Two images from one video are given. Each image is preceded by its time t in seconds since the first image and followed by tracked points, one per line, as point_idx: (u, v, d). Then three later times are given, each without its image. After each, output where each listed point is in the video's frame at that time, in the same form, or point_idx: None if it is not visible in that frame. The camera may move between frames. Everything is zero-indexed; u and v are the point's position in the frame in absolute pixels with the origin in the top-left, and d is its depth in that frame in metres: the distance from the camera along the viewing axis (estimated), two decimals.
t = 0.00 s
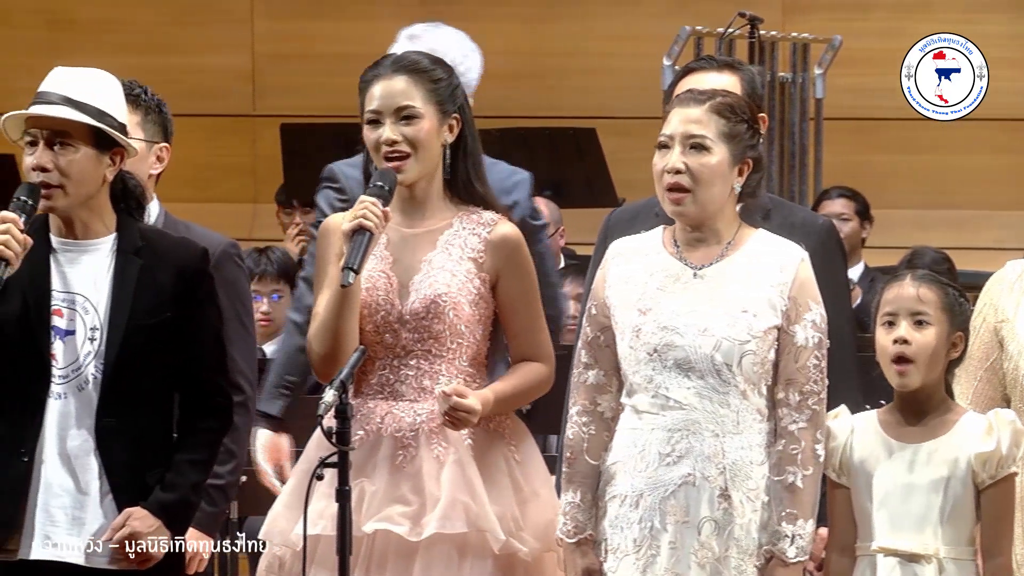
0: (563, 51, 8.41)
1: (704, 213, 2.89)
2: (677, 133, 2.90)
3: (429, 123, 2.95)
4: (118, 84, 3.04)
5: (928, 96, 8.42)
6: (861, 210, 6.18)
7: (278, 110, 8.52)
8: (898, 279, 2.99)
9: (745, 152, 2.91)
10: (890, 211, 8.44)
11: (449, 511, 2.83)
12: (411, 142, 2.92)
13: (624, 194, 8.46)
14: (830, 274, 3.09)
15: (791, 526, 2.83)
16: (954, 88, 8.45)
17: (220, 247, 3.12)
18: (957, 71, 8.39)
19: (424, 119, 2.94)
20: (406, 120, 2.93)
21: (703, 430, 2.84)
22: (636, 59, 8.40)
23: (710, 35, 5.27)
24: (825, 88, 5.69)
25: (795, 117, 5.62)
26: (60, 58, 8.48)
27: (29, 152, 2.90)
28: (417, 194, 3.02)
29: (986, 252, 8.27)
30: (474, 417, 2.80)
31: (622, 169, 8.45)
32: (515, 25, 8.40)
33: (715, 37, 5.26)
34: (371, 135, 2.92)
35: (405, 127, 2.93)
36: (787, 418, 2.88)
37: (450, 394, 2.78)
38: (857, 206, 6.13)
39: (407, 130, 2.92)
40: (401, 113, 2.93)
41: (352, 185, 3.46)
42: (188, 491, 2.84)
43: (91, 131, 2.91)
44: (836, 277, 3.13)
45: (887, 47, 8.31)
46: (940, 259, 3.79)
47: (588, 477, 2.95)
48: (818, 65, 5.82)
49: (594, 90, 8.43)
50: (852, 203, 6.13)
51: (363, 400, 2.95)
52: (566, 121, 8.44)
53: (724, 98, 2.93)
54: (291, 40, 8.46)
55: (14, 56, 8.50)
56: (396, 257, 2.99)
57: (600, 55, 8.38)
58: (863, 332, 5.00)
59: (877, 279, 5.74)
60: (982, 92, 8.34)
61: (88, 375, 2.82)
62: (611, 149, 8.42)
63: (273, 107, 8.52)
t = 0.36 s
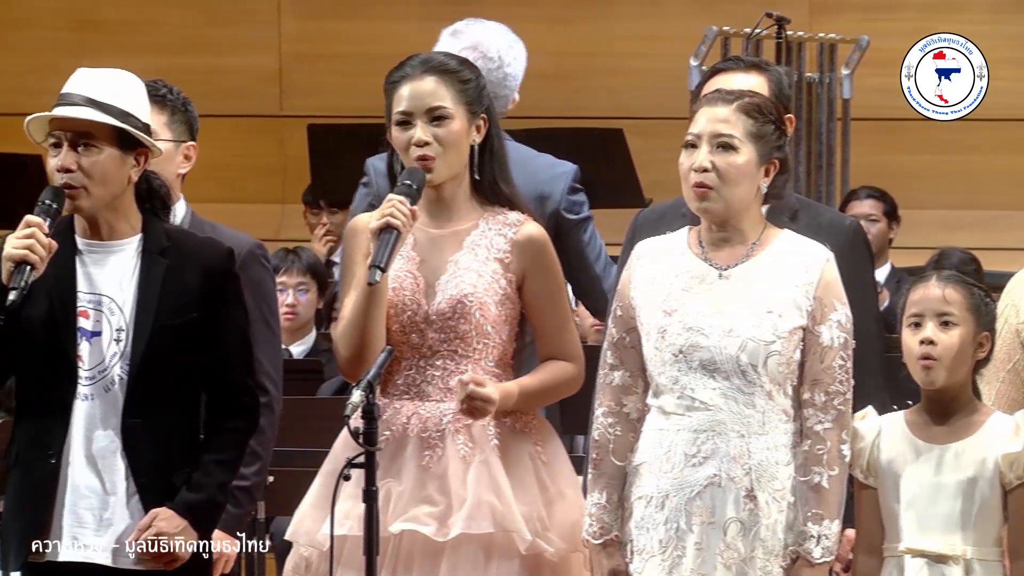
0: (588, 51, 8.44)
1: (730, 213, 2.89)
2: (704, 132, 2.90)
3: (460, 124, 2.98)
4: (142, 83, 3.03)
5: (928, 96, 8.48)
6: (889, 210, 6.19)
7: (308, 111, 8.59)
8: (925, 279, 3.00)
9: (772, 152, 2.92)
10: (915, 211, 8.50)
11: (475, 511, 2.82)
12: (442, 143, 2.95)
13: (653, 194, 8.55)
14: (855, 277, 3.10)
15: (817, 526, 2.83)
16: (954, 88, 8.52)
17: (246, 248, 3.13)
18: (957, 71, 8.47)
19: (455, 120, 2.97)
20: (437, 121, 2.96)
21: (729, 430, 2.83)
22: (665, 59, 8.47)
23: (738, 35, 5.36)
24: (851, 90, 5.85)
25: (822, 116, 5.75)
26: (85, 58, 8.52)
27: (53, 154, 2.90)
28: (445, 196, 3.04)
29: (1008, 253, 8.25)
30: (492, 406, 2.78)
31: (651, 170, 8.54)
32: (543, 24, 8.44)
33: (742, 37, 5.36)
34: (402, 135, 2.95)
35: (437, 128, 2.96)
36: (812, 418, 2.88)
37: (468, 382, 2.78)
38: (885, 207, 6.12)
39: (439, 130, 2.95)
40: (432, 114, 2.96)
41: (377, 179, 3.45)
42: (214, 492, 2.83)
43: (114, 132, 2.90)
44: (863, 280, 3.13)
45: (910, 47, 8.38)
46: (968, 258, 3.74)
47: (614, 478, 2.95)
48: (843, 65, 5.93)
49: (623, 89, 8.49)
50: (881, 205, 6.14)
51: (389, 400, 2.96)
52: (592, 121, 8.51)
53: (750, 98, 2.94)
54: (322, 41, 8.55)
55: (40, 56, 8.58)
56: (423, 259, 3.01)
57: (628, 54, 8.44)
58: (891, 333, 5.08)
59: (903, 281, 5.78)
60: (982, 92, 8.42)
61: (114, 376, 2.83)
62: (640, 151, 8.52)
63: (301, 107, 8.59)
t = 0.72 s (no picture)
0: (618, 51, 8.51)
1: (755, 214, 2.89)
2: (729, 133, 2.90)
3: (484, 124, 2.98)
4: (165, 84, 3.02)
5: (928, 96, 8.47)
6: (915, 210, 6.17)
7: (333, 112, 8.64)
8: (952, 279, 3.01)
9: (797, 153, 2.91)
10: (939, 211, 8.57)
11: (503, 511, 2.85)
12: (466, 143, 2.95)
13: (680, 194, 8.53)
14: (881, 276, 3.11)
15: (844, 527, 2.82)
16: (953, 89, 8.56)
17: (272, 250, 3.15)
18: (956, 71, 8.49)
19: (479, 120, 2.97)
20: (461, 120, 2.97)
21: (755, 431, 2.82)
22: (691, 59, 8.52)
23: (766, 35, 5.37)
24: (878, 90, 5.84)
25: (849, 117, 5.73)
26: (112, 58, 8.56)
27: (77, 156, 2.88)
28: (471, 196, 3.07)
29: None
30: (509, 402, 2.80)
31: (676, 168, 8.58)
32: (570, 24, 8.49)
33: (770, 37, 5.36)
34: (426, 134, 2.95)
35: (460, 127, 2.96)
36: (839, 419, 2.87)
37: (486, 378, 2.80)
38: (912, 207, 6.12)
39: (462, 130, 2.96)
40: (456, 113, 2.96)
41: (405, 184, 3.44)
42: (241, 492, 2.83)
43: (139, 135, 2.89)
44: (889, 282, 3.14)
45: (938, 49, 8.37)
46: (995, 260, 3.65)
47: (640, 479, 2.95)
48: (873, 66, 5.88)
49: (648, 88, 8.54)
50: (907, 205, 6.11)
51: (416, 400, 3.00)
52: (617, 121, 8.53)
53: (775, 99, 2.93)
54: (351, 43, 8.60)
55: (68, 56, 8.64)
56: (450, 259, 3.03)
57: (654, 54, 8.50)
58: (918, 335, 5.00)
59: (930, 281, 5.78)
60: (983, 91, 8.50)
61: (140, 377, 2.82)
62: (667, 150, 8.56)
63: (330, 107, 8.65)
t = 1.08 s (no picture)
0: (649, 50, 8.39)
1: (785, 211, 2.88)
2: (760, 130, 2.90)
3: (513, 119, 3.01)
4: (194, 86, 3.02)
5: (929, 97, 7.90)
6: (943, 209, 6.23)
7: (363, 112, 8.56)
8: (982, 280, 3.02)
9: (827, 152, 2.91)
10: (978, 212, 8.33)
11: (532, 511, 2.84)
12: (496, 137, 2.98)
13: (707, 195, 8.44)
14: (909, 276, 3.13)
15: (873, 527, 2.78)
16: (952, 89, 8.08)
17: (301, 249, 3.19)
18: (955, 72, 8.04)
19: (509, 115, 3.00)
20: (491, 114, 3.00)
21: (784, 432, 2.81)
22: (724, 59, 8.34)
23: (794, 35, 5.43)
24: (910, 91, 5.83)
25: (879, 117, 5.68)
26: (140, 59, 8.46)
27: (105, 156, 2.89)
28: (499, 194, 3.09)
29: None
30: (519, 399, 2.85)
31: (706, 170, 8.43)
32: (603, 26, 8.37)
33: (800, 37, 5.39)
34: (455, 127, 2.99)
35: (490, 121, 2.99)
36: (868, 419, 2.84)
37: (496, 375, 2.86)
38: (939, 207, 6.19)
39: (492, 123, 2.99)
40: (486, 107, 2.99)
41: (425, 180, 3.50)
42: (270, 491, 2.84)
43: (166, 135, 2.89)
44: (917, 281, 3.14)
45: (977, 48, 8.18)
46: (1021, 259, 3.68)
47: (670, 479, 2.95)
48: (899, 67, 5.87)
49: (679, 88, 8.42)
50: (935, 205, 6.18)
51: (444, 399, 3.02)
52: (648, 121, 8.44)
53: (807, 98, 2.93)
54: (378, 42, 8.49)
55: (96, 55, 8.52)
56: (480, 259, 3.06)
57: (690, 54, 8.38)
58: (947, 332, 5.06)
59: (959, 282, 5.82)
60: (982, 92, 8.30)
61: (170, 377, 2.82)
62: (694, 150, 8.40)
63: (359, 107, 8.56)
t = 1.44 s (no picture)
0: (673, 50, 8.50)
1: (814, 213, 2.87)
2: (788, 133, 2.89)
3: (536, 124, 3.03)
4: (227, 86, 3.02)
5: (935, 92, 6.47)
6: (971, 209, 6.27)
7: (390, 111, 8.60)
8: (1016, 280, 3.00)
9: (856, 153, 2.90)
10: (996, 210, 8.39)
11: (560, 511, 2.85)
12: (519, 140, 3.00)
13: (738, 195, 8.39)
14: (937, 274, 3.13)
15: (902, 527, 2.78)
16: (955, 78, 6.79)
17: (332, 250, 3.23)
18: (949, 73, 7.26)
19: (532, 119, 3.02)
20: (516, 117, 3.02)
21: (813, 432, 2.80)
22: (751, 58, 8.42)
23: (823, 36, 5.47)
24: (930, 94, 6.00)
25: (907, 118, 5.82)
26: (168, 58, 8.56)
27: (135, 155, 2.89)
28: (527, 195, 3.11)
29: None
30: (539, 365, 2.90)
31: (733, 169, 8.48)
32: (629, 26, 8.49)
33: (829, 37, 5.45)
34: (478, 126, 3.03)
35: (514, 124, 3.01)
36: (897, 419, 2.83)
37: (518, 340, 2.92)
38: (968, 207, 6.23)
39: (515, 126, 3.01)
40: (510, 110, 3.02)
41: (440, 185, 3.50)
42: (299, 491, 2.84)
43: (196, 133, 2.89)
44: (946, 281, 3.16)
45: (999, 47, 8.26)
46: None
47: (700, 479, 2.95)
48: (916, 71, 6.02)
49: (707, 90, 8.50)
50: (963, 206, 6.24)
51: (473, 399, 3.05)
52: (677, 122, 8.53)
53: (836, 100, 2.92)
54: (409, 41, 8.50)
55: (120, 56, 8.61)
56: (508, 260, 3.08)
57: (722, 53, 8.45)
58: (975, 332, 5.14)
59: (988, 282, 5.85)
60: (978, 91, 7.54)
61: (199, 377, 2.82)
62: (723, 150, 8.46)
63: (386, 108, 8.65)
